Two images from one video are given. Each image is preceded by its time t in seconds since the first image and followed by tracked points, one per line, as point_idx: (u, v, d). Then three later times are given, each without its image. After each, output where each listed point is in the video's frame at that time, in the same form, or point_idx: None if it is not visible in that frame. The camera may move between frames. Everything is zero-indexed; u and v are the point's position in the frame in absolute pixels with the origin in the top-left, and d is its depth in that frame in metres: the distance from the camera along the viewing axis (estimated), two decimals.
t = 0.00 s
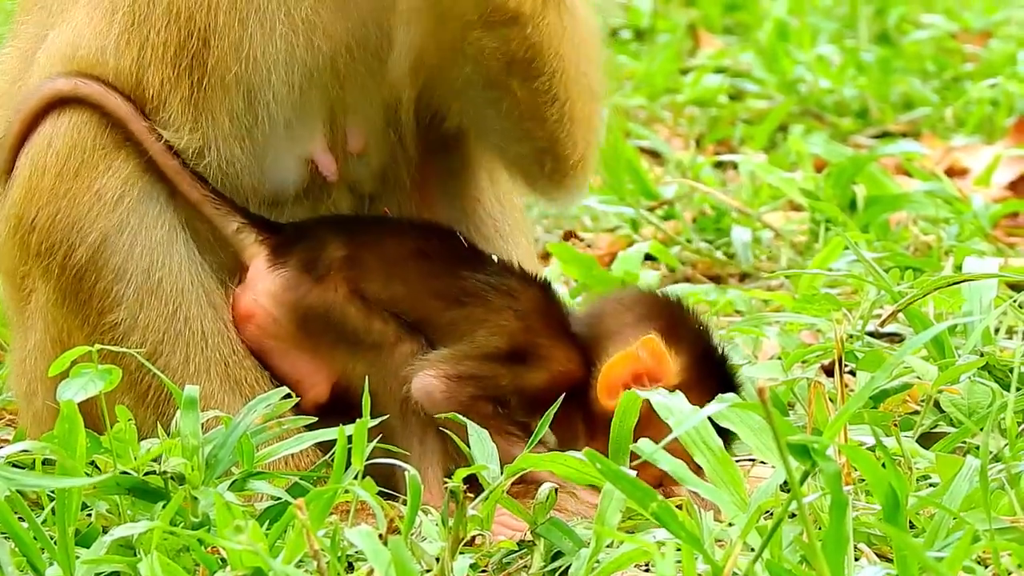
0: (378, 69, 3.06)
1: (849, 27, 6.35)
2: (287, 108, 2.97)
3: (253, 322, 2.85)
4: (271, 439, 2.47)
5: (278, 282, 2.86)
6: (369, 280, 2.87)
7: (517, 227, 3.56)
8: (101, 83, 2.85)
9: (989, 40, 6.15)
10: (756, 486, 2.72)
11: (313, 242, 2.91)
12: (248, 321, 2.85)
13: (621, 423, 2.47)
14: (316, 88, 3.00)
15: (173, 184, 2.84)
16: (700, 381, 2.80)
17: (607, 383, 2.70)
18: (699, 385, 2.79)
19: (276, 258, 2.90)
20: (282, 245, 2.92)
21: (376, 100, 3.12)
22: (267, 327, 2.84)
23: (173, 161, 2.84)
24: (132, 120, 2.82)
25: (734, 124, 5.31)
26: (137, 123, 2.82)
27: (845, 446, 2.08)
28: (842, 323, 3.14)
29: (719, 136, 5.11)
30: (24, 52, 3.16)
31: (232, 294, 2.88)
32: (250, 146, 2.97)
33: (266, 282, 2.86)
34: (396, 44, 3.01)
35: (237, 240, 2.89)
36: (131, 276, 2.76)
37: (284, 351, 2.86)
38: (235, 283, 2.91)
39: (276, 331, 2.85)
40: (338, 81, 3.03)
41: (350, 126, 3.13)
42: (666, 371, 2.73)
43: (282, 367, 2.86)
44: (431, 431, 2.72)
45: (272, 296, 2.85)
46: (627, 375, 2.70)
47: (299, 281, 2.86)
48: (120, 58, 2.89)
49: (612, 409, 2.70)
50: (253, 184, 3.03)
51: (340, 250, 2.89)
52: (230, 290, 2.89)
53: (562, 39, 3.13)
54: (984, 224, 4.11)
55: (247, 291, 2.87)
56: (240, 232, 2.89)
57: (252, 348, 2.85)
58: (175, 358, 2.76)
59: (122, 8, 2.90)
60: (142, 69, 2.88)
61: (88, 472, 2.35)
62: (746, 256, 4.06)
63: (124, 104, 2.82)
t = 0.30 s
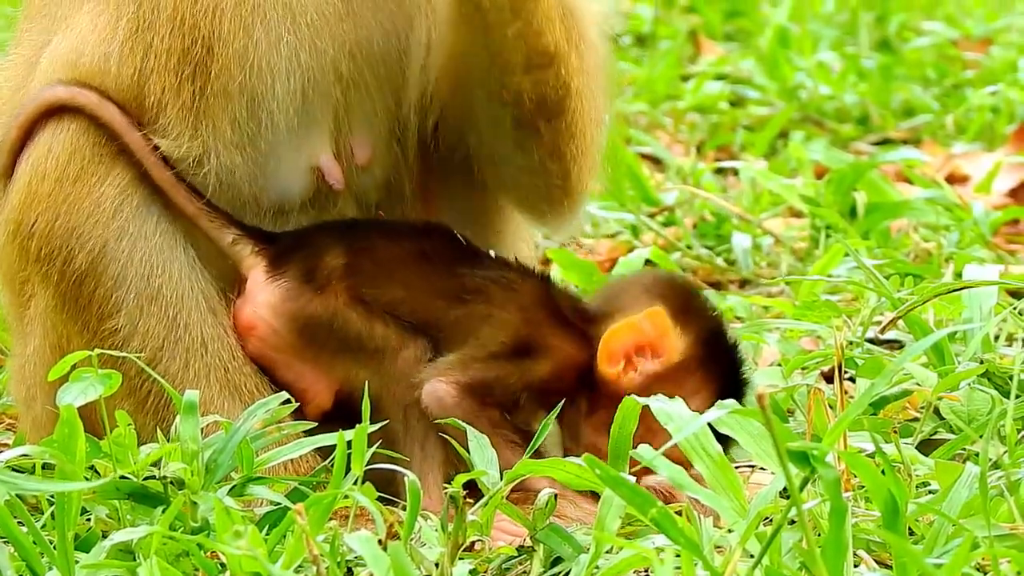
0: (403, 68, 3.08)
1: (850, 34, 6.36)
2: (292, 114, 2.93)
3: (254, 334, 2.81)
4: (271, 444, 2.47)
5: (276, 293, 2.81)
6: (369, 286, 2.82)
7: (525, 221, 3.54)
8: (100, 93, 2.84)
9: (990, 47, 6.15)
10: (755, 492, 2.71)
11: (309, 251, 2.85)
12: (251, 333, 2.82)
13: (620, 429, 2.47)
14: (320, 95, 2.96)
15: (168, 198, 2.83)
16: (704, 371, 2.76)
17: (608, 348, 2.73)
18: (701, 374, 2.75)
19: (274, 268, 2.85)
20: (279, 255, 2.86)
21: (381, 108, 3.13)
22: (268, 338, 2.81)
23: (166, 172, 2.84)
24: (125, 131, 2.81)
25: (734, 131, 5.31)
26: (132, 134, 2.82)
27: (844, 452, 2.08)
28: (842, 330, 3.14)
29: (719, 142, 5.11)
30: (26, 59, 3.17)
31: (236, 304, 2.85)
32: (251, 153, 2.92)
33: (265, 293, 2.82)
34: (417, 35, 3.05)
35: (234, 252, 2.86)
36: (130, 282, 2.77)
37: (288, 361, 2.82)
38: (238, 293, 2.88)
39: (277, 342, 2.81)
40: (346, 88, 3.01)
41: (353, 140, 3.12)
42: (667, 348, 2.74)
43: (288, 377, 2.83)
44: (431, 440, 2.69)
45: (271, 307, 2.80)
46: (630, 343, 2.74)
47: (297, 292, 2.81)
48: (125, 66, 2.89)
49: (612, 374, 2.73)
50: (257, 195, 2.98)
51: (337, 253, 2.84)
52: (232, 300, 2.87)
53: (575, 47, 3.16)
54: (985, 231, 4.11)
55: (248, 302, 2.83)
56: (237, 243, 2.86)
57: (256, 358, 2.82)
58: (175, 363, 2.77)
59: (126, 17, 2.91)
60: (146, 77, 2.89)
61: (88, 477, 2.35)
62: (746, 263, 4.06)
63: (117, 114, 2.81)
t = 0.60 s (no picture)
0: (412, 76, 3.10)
1: (849, 37, 6.37)
2: (295, 124, 2.97)
3: (252, 346, 2.77)
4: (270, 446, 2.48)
5: (268, 303, 2.73)
6: (362, 292, 2.73)
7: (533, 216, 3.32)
8: (89, 103, 2.84)
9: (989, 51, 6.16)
10: (755, 495, 2.71)
11: (298, 259, 2.76)
12: (249, 345, 2.77)
13: (620, 430, 2.48)
14: (323, 107, 3.00)
15: (156, 210, 2.80)
16: (689, 273, 2.74)
17: (590, 259, 2.77)
18: (687, 279, 2.74)
19: (263, 277, 2.76)
20: (269, 263, 2.78)
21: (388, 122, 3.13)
22: (265, 348, 2.76)
23: (155, 185, 2.80)
24: (117, 142, 2.80)
25: (733, 134, 5.32)
26: (122, 143, 2.80)
27: (843, 456, 2.08)
28: (841, 333, 3.14)
29: (719, 145, 5.11)
30: (29, 64, 3.17)
31: (233, 313, 2.80)
32: (250, 161, 2.96)
33: (257, 304, 2.74)
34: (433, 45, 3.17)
35: (221, 263, 2.80)
36: (128, 286, 2.77)
37: (287, 371, 2.76)
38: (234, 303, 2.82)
39: (273, 351, 2.75)
40: (349, 100, 3.04)
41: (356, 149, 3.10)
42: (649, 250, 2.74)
43: (288, 385, 2.78)
44: (427, 444, 2.63)
45: (264, 319, 2.73)
46: (610, 253, 2.76)
47: (289, 302, 2.71)
48: (127, 74, 2.90)
49: (596, 285, 2.76)
50: (252, 204, 3.01)
51: (326, 255, 2.75)
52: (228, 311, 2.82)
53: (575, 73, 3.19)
54: (984, 234, 4.11)
55: (241, 313, 2.76)
56: (224, 256, 2.80)
57: (256, 365, 2.80)
58: (174, 367, 2.77)
59: (132, 23, 2.91)
60: (148, 85, 2.89)
61: (87, 479, 2.35)
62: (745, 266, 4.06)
63: (108, 124, 2.80)
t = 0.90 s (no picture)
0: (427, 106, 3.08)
1: (849, 40, 6.37)
2: (298, 130, 2.99)
3: (254, 348, 2.77)
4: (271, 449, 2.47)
5: (271, 306, 2.72)
6: (365, 295, 2.73)
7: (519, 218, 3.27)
8: (92, 105, 2.84)
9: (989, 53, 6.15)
10: (755, 498, 2.71)
11: (301, 261, 2.74)
12: (251, 346, 2.78)
13: (620, 434, 2.48)
14: (328, 113, 3.01)
15: (157, 212, 2.81)
16: (586, 206, 2.64)
17: (506, 248, 2.70)
18: (589, 210, 2.63)
19: (266, 281, 2.75)
20: (271, 266, 2.76)
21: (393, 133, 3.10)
22: (267, 351, 2.76)
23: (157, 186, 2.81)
24: (120, 145, 2.80)
25: (733, 137, 5.32)
26: (124, 146, 2.81)
27: (843, 458, 2.08)
28: (841, 335, 3.14)
29: (718, 148, 5.12)
30: (31, 67, 3.17)
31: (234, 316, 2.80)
32: (253, 166, 2.98)
33: (259, 307, 2.74)
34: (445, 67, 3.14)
35: (223, 266, 2.80)
36: (129, 290, 2.78)
37: (289, 373, 2.77)
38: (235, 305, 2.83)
39: (274, 354, 2.76)
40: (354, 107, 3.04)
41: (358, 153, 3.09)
42: (541, 207, 2.66)
43: (289, 387, 2.79)
44: (428, 449, 2.63)
45: (266, 322, 2.73)
46: (518, 233, 2.68)
47: (290, 305, 2.70)
48: (131, 78, 2.90)
49: (527, 267, 2.69)
50: (253, 208, 3.02)
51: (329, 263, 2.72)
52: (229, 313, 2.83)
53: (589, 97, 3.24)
54: (984, 236, 4.12)
55: (244, 316, 2.76)
56: (226, 258, 2.80)
57: (258, 368, 2.80)
58: (174, 370, 2.78)
59: (137, 27, 2.90)
60: (151, 89, 2.89)
61: (87, 482, 2.35)
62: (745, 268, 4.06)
63: (112, 126, 2.81)
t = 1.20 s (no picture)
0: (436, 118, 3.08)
1: (849, 42, 6.37)
2: (299, 131, 2.99)
3: (255, 352, 2.77)
4: (270, 450, 2.46)
5: (270, 310, 2.72)
6: (364, 296, 2.72)
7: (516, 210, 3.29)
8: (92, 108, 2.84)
9: (990, 54, 6.16)
10: (756, 498, 2.71)
11: (301, 263, 2.72)
12: (252, 350, 2.78)
13: (621, 435, 2.50)
14: (328, 115, 3.02)
15: (156, 216, 2.81)
16: (556, 171, 2.67)
17: (489, 232, 2.73)
18: (560, 176, 2.66)
19: (265, 284, 2.74)
20: (271, 269, 2.76)
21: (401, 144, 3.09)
22: (268, 355, 2.77)
23: (155, 190, 2.81)
24: (119, 148, 2.80)
25: (733, 139, 5.32)
26: (124, 150, 2.80)
27: (845, 457, 2.08)
28: (842, 336, 3.14)
29: (718, 150, 5.12)
30: (33, 69, 3.18)
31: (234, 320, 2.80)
32: (254, 170, 2.98)
33: (258, 311, 2.73)
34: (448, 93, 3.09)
35: (222, 270, 2.80)
36: (130, 290, 2.79)
37: (290, 375, 2.77)
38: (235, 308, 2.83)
39: (274, 357, 2.76)
40: (354, 111, 3.04)
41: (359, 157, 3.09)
42: (514, 185, 2.71)
43: (291, 390, 2.79)
44: (429, 450, 2.63)
45: (266, 326, 2.72)
46: (498, 216, 2.72)
47: (290, 308, 2.69)
48: (133, 79, 2.91)
49: (512, 248, 2.72)
50: (253, 211, 3.02)
51: (327, 262, 2.71)
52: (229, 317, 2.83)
53: (595, 94, 3.28)
54: (985, 237, 4.12)
55: (244, 320, 2.76)
56: (225, 262, 2.80)
57: (259, 372, 2.81)
58: (175, 370, 2.78)
59: (140, 28, 2.91)
60: (153, 91, 2.90)
61: (88, 482, 2.35)
62: (746, 269, 4.07)
63: (108, 130, 2.80)
